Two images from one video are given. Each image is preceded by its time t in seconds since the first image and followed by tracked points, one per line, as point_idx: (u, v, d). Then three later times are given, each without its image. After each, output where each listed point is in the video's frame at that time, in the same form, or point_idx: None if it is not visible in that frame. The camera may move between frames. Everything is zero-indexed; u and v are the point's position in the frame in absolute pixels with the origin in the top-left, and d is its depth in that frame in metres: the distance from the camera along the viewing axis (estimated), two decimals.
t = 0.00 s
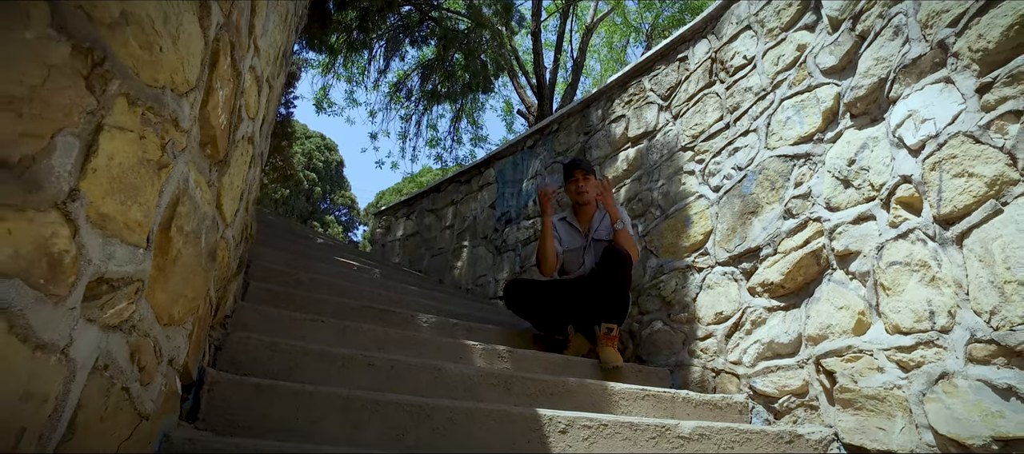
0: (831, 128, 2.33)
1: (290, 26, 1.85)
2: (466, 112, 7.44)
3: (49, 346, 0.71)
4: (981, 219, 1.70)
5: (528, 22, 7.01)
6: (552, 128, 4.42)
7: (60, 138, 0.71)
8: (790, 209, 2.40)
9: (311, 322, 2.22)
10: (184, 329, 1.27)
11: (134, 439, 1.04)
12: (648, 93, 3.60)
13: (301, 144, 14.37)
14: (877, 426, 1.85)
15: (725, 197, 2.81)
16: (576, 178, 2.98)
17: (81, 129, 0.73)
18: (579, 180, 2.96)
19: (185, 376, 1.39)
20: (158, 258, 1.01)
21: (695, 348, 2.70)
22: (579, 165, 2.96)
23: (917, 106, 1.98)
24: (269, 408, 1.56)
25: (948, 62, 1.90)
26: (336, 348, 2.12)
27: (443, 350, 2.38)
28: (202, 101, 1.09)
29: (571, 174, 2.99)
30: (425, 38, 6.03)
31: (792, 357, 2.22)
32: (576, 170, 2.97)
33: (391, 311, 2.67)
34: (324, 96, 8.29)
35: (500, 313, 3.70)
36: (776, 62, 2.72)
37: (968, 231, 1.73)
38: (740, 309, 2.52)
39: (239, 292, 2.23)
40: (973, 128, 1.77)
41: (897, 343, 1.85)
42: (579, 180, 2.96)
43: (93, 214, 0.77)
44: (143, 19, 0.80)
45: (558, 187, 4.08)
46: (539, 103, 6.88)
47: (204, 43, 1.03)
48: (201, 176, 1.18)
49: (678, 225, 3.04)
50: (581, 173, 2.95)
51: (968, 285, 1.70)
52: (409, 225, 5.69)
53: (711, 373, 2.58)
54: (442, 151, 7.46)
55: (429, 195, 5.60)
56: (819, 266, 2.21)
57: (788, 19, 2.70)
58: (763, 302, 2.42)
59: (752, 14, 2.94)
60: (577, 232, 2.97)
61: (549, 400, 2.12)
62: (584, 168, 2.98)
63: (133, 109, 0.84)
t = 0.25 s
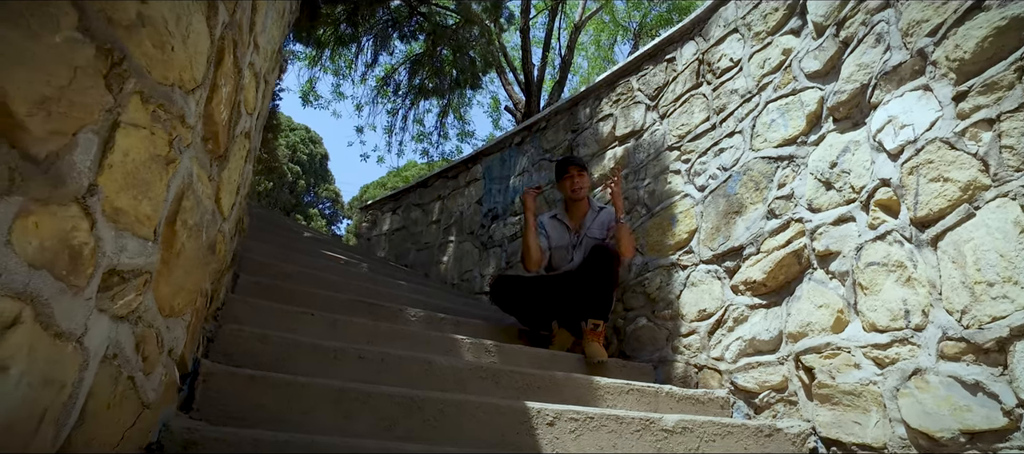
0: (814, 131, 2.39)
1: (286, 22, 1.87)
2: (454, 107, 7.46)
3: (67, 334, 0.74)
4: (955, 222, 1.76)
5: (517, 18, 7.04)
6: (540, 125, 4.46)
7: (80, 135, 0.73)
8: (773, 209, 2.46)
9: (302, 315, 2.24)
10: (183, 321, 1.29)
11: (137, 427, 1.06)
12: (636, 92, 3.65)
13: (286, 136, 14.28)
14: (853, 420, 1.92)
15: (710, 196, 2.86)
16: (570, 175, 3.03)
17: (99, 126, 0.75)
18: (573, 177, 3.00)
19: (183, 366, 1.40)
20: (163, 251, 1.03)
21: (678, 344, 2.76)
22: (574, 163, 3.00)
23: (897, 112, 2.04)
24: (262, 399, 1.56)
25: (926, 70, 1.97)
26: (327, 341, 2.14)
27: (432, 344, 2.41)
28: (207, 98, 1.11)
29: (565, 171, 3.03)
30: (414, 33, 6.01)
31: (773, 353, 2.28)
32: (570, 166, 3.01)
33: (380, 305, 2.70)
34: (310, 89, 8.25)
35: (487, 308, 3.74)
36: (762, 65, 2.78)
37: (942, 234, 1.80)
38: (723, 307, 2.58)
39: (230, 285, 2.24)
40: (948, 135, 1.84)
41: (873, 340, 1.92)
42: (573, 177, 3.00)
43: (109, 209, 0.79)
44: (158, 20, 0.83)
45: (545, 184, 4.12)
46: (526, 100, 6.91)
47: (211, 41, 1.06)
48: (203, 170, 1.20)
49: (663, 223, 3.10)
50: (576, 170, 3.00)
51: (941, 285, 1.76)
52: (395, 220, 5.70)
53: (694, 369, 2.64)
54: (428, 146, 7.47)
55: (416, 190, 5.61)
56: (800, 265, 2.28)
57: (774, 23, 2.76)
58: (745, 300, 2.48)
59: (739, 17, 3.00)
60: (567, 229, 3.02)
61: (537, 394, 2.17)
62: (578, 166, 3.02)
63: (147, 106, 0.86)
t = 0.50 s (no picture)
0: (795, 137, 2.46)
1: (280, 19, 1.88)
2: (438, 104, 7.46)
3: (76, 328, 0.77)
4: (927, 228, 1.83)
5: (503, 17, 7.06)
6: (525, 125, 4.49)
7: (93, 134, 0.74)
8: (754, 213, 2.53)
9: (289, 311, 2.25)
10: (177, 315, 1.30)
11: (133, 419, 1.08)
12: (621, 94, 3.70)
13: (266, 129, 14.15)
14: (826, 418, 1.97)
15: (692, 198, 2.92)
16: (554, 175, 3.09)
17: (110, 126, 0.77)
18: (557, 176, 3.06)
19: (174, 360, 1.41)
20: (163, 248, 1.04)
21: (659, 343, 2.81)
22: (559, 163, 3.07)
23: (874, 121, 2.11)
24: (252, 393, 1.57)
25: (903, 81, 2.04)
26: (313, 336, 2.15)
27: (418, 341, 2.43)
28: (207, 96, 1.12)
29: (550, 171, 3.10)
30: (399, 28, 5.94)
31: (751, 353, 2.34)
32: (555, 166, 3.08)
33: (366, 301, 2.71)
34: (293, 82, 8.20)
35: (470, 306, 3.76)
36: (746, 71, 2.85)
37: (915, 239, 1.86)
38: (703, 307, 2.64)
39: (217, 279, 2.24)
40: (922, 144, 1.91)
41: (848, 341, 1.98)
42: (557, 177, 3.07)
43: (117, 206, 0.81)
44: (168, 22, 0.85)
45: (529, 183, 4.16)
46: (511, 98, 6.94)
47: (213, 41, 1.07)
48: (201, 167, 1.21)
49: (646, 224, 3.15)
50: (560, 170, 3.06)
51: (913, 289, 1.83)
52: (378, 216, 5.69)
53: (674, 367, 2.70)
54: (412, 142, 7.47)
55: (399, 187, 5.61)
56: (779, 267, 2.34)
57: (758, 30, 2.82)
58: (725, 301, 2.54)
59: (724, 23, 3.06)
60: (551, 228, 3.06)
61: (521, 390, 2.20)
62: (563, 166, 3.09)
63: (154, 105, 0.88)
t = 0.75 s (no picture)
0: (777, 144, 2.52)
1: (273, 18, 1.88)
2: (422, 101, 7.46)
3: (81, 326, 0.78)
4: (903, 235, 1.89)
5: (490, 16, 7.08)
6: (510, 125, 4.52)
7: (101, 135, 0.76)
8: (736, 217, 2.58)
9: (275, 308, 2.26)
10: (170, 312, 1.30)
11: (127, 415, 1.08)
12: (606, 97, 3.74)
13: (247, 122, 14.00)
14: (804, 419, 2.02)
15: (675, 201, 2.97)
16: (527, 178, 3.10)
17: (118, 127, 0.78)
18: (529, 180, 3.07)
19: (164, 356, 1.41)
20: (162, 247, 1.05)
21: (641, 344, 2.86)
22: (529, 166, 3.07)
23: (854, 130, 2.17)
24: (241, 390, 1.57)
25: (882, 92, 2.10)
26: (300, 333, 2.16)
27: (403, 339, 2.45)
28: (205, 97, 1.13)
29: (523, 175, 3.11)
30: (385, 24, 5.91)
31: (731, 354, 2.40)
32: (527, 170, 3.08)
33: (351, 299, 2.72)
34: (276, 76, 8.13)
35: (453, 304, 3.78)
36: (730, 77, 2.90)
37: (891, 246, 1.92)
38: (684, 308, 2.69)
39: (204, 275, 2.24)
40: (899, 155, 1.96)
41: (825, 344, 2.03)
42: (530, 180, 3.07)
43: (122, 205, 0.83)
44: (174, 26, 0.86)
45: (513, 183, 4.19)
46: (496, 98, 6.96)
47: (213, 42, 1.08)
48: (197, 166, 1.22)
49: (629, 226, 3.19)
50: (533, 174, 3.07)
51: (889, 294, 1.89)
52: (361, 213, 5.68)
53: (655, 367, 2.74)
54: (395, 140, 7.46)
55: (383, 184, 5.61)
56: (760, 271, 2.39)
57: (743, 38, 2.88)
58: (706, 303, 2.60)
59: (709, 29, 3.11)
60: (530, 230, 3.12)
61: (505, 389, 2.23)
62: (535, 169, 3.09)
63: (157, 106, 0.89)
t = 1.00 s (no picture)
0: (764, 148, 2.56)
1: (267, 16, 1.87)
2: (410, 98, 7.44)
3: (81, 326, 0.78)
4: (887, 240, 1.92)
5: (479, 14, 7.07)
6: (499, 124, 4.52)
7: (105, 136, 0.76)
8: (723, 219, 2.62)
9: (263, 305, 2.25)
10: (164, 311, 1.30)
11: (122, 414, 1.08)
12: (596, 98, 3.76)
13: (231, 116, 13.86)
14: (788, 419, 2.06)
15: (663, 203, 3.00)
16: (510, 181, 3.14)
17: (121, 128, 0.78)
18: (512, 183, 3.11)
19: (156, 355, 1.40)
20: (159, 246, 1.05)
21: (628, 344, 2.88)
22: (513, 169, 3.11)
23: (840, 136, 2.20)
24: (231, 388, 1.57)
25: (868, 99, 2.14)
26: (289, 331, 2.15)
27: (392, 337, 2.45)
28: (203, 96, 1.13)
29: (505, 179, 3.14)
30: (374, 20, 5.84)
31: (717, 355, 2.43)
32: (510, 173, 3.12)
33: (340, 296, 2.72)
34: (263, 71, 8.07)
35: (441, 302, 3.78)
36: (718, 81, 2.94)
37: (875, 250, 1.96)
38: (672, 309, 2.72)
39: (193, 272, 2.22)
40: (885, 162, 2.00)
41: (810, 346, 2.06)
42: (512, 183, 3.11)
43: (123, 206, 0.83)
44: (177, 27, 0.86)
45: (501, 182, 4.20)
46: (484, 96, 6.95)
47: (211, 42, 1.08)
48: (193, 165, 1.21)
49: (617, 227, 3.21)
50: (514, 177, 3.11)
51: (872, 298, 1.92)
52: (348, 209, 5.66)
53: (642, 367, 2.77)
54: (382, 136, 7.44)
55: (370, 181, 5.59)
56: (746, 273, 2.43)
57: (732, 43, 2.91)
58: (693, 304, 2.63)
59: (699, 33, 3.14)
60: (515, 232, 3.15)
61: (494, 388, 2.24)
62: (518, 172, 3.12)
63: (158, 106, 0.89)
